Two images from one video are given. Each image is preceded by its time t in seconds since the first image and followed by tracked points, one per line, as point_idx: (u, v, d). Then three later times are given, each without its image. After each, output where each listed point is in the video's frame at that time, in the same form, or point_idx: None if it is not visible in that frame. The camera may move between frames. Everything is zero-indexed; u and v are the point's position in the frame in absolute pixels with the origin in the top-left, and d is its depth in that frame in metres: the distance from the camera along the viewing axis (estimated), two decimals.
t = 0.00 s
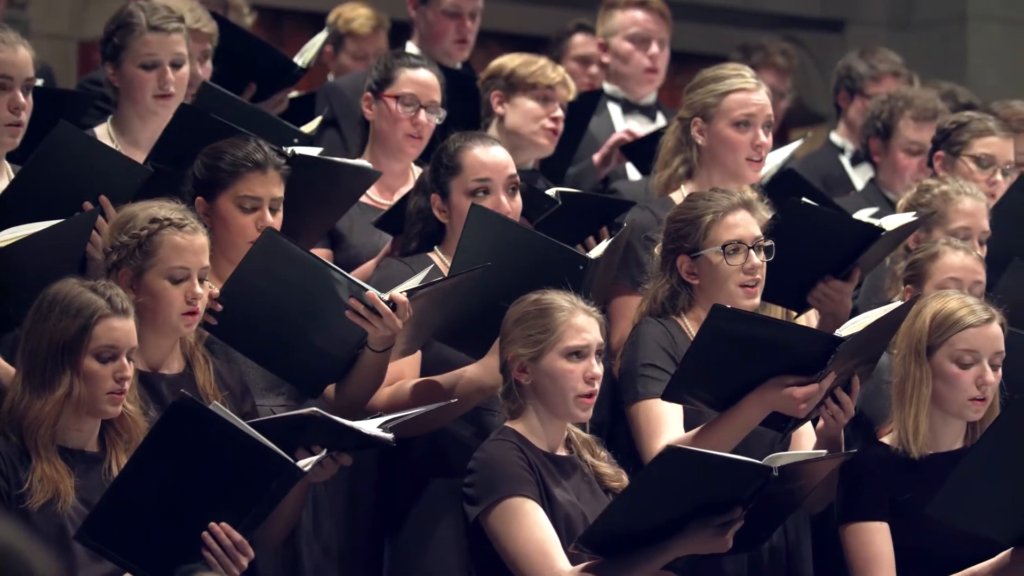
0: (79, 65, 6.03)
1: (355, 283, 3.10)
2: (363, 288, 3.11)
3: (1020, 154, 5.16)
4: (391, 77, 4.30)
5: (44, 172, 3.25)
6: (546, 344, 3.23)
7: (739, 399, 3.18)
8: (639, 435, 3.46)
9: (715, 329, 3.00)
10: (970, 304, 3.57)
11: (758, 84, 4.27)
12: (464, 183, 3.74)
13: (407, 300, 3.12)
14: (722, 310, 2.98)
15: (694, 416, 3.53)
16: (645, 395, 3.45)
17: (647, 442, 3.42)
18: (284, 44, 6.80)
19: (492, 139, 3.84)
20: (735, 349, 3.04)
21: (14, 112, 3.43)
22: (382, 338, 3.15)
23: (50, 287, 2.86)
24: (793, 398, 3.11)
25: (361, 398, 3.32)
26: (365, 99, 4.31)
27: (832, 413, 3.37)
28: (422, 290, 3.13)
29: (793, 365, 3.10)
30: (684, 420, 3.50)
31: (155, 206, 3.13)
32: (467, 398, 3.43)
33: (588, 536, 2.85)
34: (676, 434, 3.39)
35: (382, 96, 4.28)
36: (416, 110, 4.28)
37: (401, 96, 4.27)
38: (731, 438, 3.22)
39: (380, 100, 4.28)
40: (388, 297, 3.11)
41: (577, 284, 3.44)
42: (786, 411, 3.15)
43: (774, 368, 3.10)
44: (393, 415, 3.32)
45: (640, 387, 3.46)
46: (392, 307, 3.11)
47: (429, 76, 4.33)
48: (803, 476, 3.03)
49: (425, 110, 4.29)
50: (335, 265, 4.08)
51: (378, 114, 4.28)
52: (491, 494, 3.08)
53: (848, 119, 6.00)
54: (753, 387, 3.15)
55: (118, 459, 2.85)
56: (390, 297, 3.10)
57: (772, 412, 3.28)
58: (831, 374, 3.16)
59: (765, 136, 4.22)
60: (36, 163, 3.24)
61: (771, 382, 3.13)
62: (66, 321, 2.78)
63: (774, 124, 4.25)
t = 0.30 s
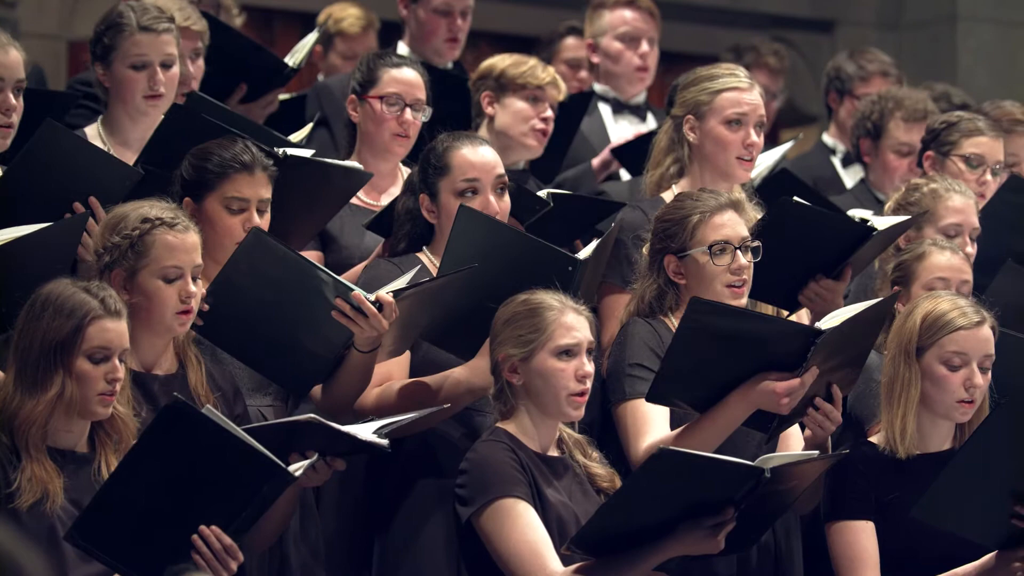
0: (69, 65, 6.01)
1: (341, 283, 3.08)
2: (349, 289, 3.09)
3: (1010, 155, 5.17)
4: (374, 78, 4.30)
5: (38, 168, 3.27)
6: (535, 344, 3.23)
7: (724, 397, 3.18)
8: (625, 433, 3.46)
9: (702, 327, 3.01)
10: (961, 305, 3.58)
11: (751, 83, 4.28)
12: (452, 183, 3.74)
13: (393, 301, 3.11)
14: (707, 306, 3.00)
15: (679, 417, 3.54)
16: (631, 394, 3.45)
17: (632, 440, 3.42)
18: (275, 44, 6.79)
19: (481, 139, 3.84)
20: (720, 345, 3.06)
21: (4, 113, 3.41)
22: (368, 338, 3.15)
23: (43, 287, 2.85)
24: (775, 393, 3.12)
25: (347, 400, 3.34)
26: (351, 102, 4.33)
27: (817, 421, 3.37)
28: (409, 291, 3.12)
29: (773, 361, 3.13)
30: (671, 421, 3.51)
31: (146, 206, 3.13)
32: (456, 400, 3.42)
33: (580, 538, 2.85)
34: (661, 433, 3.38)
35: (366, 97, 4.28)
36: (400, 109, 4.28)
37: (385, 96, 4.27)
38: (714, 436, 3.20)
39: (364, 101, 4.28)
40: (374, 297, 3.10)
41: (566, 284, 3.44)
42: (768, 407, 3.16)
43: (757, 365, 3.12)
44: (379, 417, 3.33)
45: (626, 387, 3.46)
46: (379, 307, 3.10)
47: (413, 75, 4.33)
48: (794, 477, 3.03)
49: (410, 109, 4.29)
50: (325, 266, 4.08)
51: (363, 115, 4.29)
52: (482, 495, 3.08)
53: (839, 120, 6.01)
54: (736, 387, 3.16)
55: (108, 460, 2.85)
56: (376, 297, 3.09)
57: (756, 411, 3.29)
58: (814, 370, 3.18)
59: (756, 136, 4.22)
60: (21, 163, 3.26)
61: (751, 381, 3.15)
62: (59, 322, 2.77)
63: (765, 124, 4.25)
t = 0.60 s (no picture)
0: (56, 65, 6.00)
1: (330, 285, 3.10)
2: (338, 291, 3.10)
3: (997, 155, 5.19)
4: (355, 78, 4.31)
5: (29, 167, 3.32)
6: (521, 343, 3.23)
7: (709, 395, 3.19)
8: (611, 432, 3.47)
9: (687, 325, 3.02)
10: (949, 304, 3.59)
11: (742, 83, 4.29)
12: (439, 183, 3.74)
13: (381, 302, 3.12)
14: (691, 305, 2.99)
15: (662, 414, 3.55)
16: (616, 393, 3.46)
17: (618, 439, 3.43)
18: (263, 43, 6.78)
19: (467, 138, 3.84)
20: (705, 344, 3.06)
21: None
22: (357, 338, 3.15)
23: (29, 286, 2.85)
24: (758, 390, 3.13)
25: (333, 404, 3.36)
26: (334, 103, 4.33)
27: (801, 416, 3.38)
28: (398, 292, 3.13)
29: (756, 359, 3.14)
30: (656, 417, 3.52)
31: (133, 206, 3.12)
32: (444, 399, 3.42)
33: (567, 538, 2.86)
34: (645, 432, 3.40)
35: (349, 97, 4.29)
36: (385, 107, 4.29)
37: (367, 96, 4.28)
38: (699, 432, 3.23)
39: (347, 101, 4.29)
40: (363, 298, 3.11)
41: (551, 286, 3.47)
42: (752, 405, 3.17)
43: (740, 363, 3.13)
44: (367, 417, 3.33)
45: (611, 384, 3.47)
46: (367, 308, 3.12)
47: (395, 73, 4.33)
48: (783, 477, 3.04)
49: (395, 106, 4.30)
50: (314, 266, 4.08)
51: (347, 116, 4.29)
52: (469, 494, 3.08)
53: (829, 119, 6.03)
54: (720, 385, 3.17)
55: (96, 459, 2.84)
56: (365, 299, 3.10)
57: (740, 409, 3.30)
58: (797, 367, 3.17)
59: (745, 135, 4.23)
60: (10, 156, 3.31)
61: (734, 380, 3.16)
62: (46, 320, 2.77)
63: (755, 124, 4.26)
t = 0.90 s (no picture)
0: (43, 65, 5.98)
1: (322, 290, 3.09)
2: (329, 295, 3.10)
3: (984, 156, 5.20)
4: (340, 78, 4.30)
5: (17, 164, 3.36)
6: (507, 343, 3.24)
7: (694, 396, 3.20)
8: (596, 433, 3.47)
9: (673, 327, 3.02)
10: (937, 305, 3.59)
11: (731, 87, 4.27)
12: (426, 183, 3.74)
13: (372, 307, 3.12)
14: (677, 306, 2.99)
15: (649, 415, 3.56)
16: (601, 395, 3.46)
17: (603, 440, 3.43)
18: (250, 43, 6.77)
19: (454, 138, 3.84)
20: (690, 346, 3.06)
21: None
22: (349, 342, 3.15)
23: (15, 284, 2.87)
24: (742, 394, 3.14)
25: (321, 404, 3.36)
26: (319, 104, 4.32)
27: (784, 418, 3.39)
28: (389, 298, 3.12)
29: (742, 360, 3.14)
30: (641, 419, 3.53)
31: (119, 206, 3.13)
32: (432, 401, 3.41)
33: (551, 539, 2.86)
34: (631, 433, 3.40)
35: (334, 98, 4.28)
36: (370, 107, 4.28)
37: (352, 96, 4.27)
38: (685, 433, 3.23)
39: (332, 103, 4.28)
40: (353, 303, 3.11)
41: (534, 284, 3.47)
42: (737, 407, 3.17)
43: (725, 364, 3.13)
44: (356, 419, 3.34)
45: (596, 386, 3.47)
46: (358, 313, 3.12)
47: (380, 72, 4.33)
48: (768, 478, 3.04)
49: (379, 105, 4.29)
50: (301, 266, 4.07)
51: (333, 116, 4.28)
52: (454, 494, 3.08)
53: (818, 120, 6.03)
54: (705, 386, 3.17)
55: (82, 458, 2.83)
56: (357, 304, 3.10)
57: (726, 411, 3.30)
58: (785, 369, 3.19)
59: (729, 141, 4.23)
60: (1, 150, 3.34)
61: (721, 381, 3.16)
62: (29, 315, 2.78)
63: (741, 129, 4.25)
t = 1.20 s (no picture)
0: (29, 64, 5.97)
1: (310, 296, 3.11)
2: (318, 303, 3.12)
3: (970, 156, 5.21)
4: (327, 76, 4.30)
5: (7, 163, 3.36)
6: (492, 342, 3.24)
7: (680, 397, 3.19)
8: (582, 434, 3.48)
9: (659, 329, 3.01)
10: (926, 307, 3.59)
11: (719, 88, 4.27)
12: (411, 184, 3.74)
13: (361, 316, 3.14)
14: (664, 309, 2.99)
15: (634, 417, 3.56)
16: (587, 396, 3.46)
17: (589, 442, 3.44)
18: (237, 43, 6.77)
19: (442, 140, 3.84)
20: (675, 347, 3.06)
21: None
22: (336, 352, 3.16)
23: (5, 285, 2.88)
24: (730, 393, 3.13)
25: (308, 406, 3.33)
26: (306, 104, 4.32)
27: (771, 420, 3.41)
28: (378, 307, 3.13)
29: (726, 361, 3.14)
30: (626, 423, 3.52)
31: (105, 206, 3.12)
32: (416, 402, 3.44)
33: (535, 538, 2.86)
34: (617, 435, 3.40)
35: (322, 96, 4.28)
36: (359, 103, 4.29)
37: (341, 92, 4.28)
38: (672, 436, 3.21)
39: (320, 101, 4.28)
40: (342, 311, 3.13)
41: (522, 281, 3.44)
42: (724, 408, 3.17)
43: (711, 365, 3.13)
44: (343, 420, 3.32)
45: (583, 387, 3.47)
46: (347, 321, 3.13)
47: (366, 71, 4.33)
48: (752, 479, 3.04)
49: (368, 101, 4.30)
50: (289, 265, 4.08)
51: (321, 115, 4.28)
52: (437, 493, 3.08)
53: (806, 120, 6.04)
54: (691, 387, 3.17)
55: (69, 460, 2.83)
56: (345, 312, 3.12)
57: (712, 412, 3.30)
58: (769, 367, 3.19)
59: (716, 142, 4.23)
60: None
61: (706, 382, 3.16)
62: (20, 316, 2.80)
63: (728, 130, 4.25)
